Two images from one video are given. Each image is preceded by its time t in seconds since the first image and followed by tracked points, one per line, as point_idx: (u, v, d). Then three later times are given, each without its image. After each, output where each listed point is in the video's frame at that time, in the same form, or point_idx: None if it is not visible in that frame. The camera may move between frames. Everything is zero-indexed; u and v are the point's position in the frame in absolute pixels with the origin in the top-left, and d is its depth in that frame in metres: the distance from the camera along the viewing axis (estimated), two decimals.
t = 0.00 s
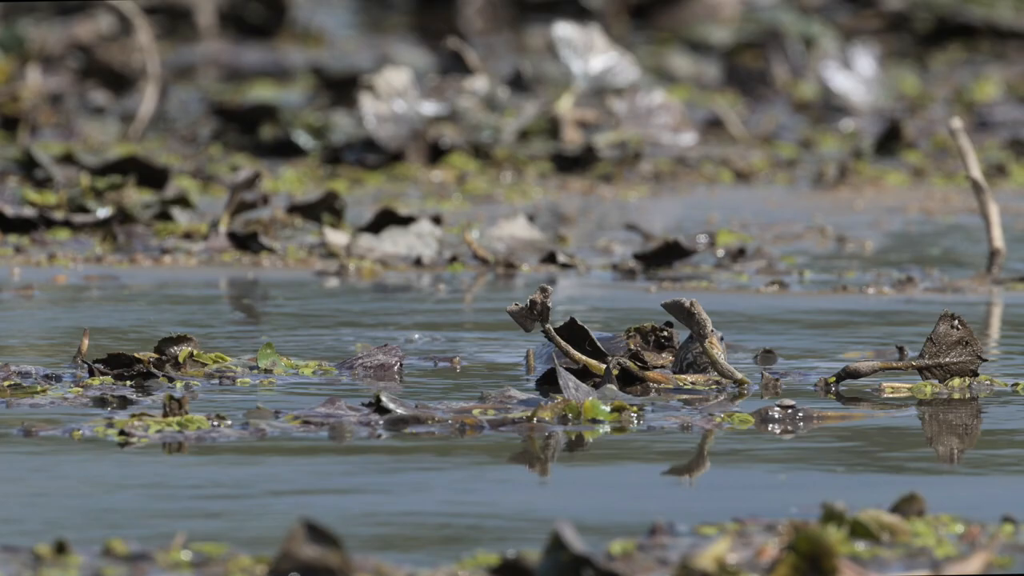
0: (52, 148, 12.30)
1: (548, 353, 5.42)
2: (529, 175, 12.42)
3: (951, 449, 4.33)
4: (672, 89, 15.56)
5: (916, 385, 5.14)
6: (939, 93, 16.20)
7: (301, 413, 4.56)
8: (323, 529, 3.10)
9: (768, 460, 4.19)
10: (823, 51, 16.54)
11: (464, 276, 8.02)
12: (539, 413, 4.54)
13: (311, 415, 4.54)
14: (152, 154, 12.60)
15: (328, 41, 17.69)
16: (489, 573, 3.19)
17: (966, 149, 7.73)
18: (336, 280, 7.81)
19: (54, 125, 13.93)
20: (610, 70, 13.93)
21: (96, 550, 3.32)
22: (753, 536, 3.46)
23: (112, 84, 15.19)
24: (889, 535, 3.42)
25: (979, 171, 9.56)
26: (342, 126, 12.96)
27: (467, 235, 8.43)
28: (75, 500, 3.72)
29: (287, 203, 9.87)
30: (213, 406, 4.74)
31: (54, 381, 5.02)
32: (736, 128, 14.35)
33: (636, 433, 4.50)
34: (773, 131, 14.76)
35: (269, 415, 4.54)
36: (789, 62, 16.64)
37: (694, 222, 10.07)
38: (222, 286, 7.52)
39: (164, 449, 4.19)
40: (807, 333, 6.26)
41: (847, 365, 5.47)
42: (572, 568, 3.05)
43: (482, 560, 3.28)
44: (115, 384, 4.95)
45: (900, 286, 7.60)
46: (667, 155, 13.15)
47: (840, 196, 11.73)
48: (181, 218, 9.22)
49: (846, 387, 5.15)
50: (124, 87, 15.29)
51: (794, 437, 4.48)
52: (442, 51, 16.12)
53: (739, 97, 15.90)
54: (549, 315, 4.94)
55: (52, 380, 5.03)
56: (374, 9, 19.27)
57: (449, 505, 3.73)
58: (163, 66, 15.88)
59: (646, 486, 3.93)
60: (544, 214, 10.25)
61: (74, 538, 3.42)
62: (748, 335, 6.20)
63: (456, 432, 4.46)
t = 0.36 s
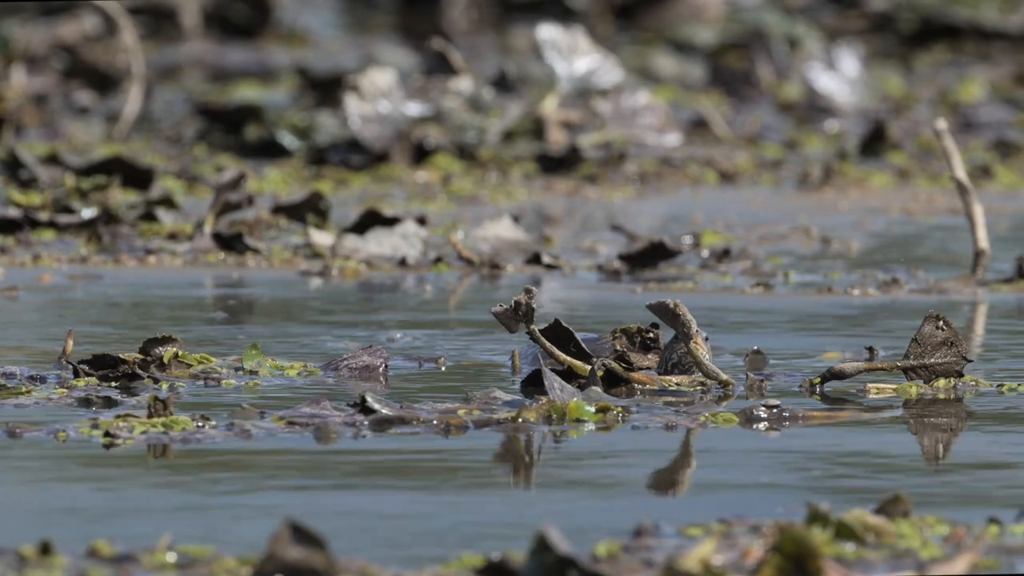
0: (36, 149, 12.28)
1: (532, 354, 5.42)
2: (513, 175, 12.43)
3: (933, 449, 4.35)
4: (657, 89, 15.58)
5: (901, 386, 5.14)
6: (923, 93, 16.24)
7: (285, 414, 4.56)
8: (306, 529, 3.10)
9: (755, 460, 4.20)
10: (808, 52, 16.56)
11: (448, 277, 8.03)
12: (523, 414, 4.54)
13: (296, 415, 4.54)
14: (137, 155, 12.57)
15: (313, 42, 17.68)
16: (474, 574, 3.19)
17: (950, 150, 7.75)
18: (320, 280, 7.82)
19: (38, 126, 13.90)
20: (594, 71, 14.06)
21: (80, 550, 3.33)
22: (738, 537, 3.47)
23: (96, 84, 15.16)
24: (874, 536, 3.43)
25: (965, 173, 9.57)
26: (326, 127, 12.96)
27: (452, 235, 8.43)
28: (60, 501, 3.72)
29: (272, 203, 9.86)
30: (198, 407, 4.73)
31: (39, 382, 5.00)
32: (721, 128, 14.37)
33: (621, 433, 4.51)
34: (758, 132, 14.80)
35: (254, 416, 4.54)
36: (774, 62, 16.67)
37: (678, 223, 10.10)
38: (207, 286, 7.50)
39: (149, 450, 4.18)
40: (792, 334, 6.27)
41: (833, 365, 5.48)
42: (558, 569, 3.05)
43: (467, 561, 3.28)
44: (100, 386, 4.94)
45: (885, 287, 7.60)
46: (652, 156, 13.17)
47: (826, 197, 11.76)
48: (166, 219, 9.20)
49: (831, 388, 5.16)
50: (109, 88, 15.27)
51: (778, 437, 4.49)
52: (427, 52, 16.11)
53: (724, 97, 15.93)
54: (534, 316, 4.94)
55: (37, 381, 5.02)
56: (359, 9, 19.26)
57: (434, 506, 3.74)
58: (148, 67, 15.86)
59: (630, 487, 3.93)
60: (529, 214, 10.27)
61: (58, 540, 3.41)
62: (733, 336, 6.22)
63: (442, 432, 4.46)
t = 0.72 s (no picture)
0: (28, 151, 12.26)
1: (525, 354, 5.43)
2: (506, 177, 12.44)
3: (928, 448, 4.37)
4: (649, 91, 15.59)
5: (894, 386, 5.15)
6: (915, 94, 16.26)
7: (278, 415, 4.55)
8: (300, 532, 3.10)
9: (748, 461, 4.21)
10: (800, 53, 16.57)
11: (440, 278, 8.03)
12: (516, 415, 4.55)
13: (289, 416, 4.54)
14: (129, 156, 12.57)
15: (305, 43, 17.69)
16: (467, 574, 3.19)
17: (943, 151, 7.76)
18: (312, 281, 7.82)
19: (31, 127, 13.89)
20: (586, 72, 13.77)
21: (73, 551, 3.33)
22: (731, 537, 3.47)
23: (89, 87, 15.16)
24: (866, 537, 3.44)
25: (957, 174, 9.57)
26: (319, 129, 12.96)
27: (445, 237, 8.43)
28: (52, 502, 3.72)
29: (264, 204, 9.86)
30: (191, 408, 4.73)
31: (32, 384, 5.00)
32: (713, 129, 14.39)
33: (613, 434, 4.51)
34: (750, 133, 14.81)
35: (247, 417, 4.54)
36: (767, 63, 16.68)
37: (671, 224, 10.10)
38: (199, 288, 7.50)
39: (142, 452, 4.18)
40: (784, 335, 6.27)
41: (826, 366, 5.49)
42: (550, 570, 3.05)
43: (460, 562, 3.28)
44: (93, 388, 4.93)
45: (877, 289, 7.60)
46: (644, 157, 13.19)
47: (818, 198, 11.77)
48: (158, 220, 9.19)
49: (823, 389, 5.17)
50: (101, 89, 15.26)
51: (771, 438, 4.50)
52: (419, 53, 16.12)
53: (716, 98, 15.94)
54: (526, 316, 4.94)
55: (30, 383, 5.01)
56: (352, 10, 19.26)
57: (429, 506, 3.74)
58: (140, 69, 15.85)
59: (624, 486, 3.95)
60: (522, 216, 10.27)
61: (51, 541, 3.41)
62: (724, 336, 6.23)
63: (435, 433, 4.46)
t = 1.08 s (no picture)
0: (26, 151, 12.27)
1: (524, 355, 5.43)
2: (504, 177, 12.44)
3: (927, 448, 4.38)
4: (647, 92, 15.59)
5: (892, 387, 5.15)
6: (914, 95, 16.26)
7: (276, 416, 4.55)
8: (299, 533, 3.10)
9: (745, 462, 4.21)
10: (799, 54, 16.57)
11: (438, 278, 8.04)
12: (515, 415, 4.54)
13: (287, 417, 4.53)
14: (127, 157, 12.57)
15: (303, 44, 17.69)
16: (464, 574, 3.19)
17: (941, 151, 7.76)
18: (311, 282, 7.81)
19: (30, 127, 13.89)
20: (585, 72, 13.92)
21: (71, 551, 3.33)
22: (729, 537, 3.48)
23: (87, 87, 15.15)
24: (864, 537, 3.44)
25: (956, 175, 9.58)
26: (317, 129, 12.95)
27: (443, 237, 8.44)
28: (51, 502, 3.72)
29: (262, 205, 9.87)
30: (188, 408, 4.73)
31: (30, 384, 5.00)
32: (711, 129, 14.40)
33: (611, 435, 4.51)
34: (748, 133, 14.81)
35: (245, 417, 4.54)
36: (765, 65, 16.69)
37: (670, 224, 10.10)
38: (197, 288, 7.50)
39: (140, 452, 4.19)
40: (782, 335, 6.27)
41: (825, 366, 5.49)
42: (548, 570, 3.05)
43: (458, 563, 3.28)
44: (91, 388, 4.93)
45: (876, 289, 7.60)
46: (643, 157, 13.20)
47: (817, 198, 11.77)
48: (156, 221, 9.19)
49: (822, 389, 5.17)
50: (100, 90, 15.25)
51: (770, 439, 4.50)
52: (418, 53, 16.13)
53: (714, 99, 15.95)
54: (524, 317, 4.94)
55: (28, 383, 5.01)
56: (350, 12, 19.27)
57: (428, 507, 3.74)
58: (139, 70, 15.85)
59: (621, 487, 3.95)
60: (520, 216, 10.27)
61: (49, 541, 3.41)
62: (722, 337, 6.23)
63: (432, 434, 4.46)
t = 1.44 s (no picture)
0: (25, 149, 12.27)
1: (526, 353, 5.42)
2: (503, 176, 12.44)
3: (927, 447, 4.37)
4: (646, 90, 15.59)
5: (891, 386, 5.15)
6: (914, 94, 16.25)
7: (276, 414, 4.55)
8: (298, 529, 3.10)
9: (743, 460, 4.21)
10: (798, 52, 16.57)
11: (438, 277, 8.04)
12: (514, 414, 4.54)
13: (287, 416, 4.54)
14: (126, 155, 12.58)
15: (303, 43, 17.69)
16: (464, 574, 3.19)
17: (940, 150, 7.76)
18: (309, 281, 7.81)
19: (29, 126, 13.88)
20: (583, 71, 13.97)
21: (71, 550, 3.33)
22: (729, 537, 3.47)
23: (87, 85, 15.15)
24: (864, 536, 3.44)
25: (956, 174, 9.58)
26: (317, 127, 12.94)
27: (443, 236, 8.43)
28: (51, 502, 3.71)
29: (262, 204, 9.87)
30: (189, 407, 4.73)
31: (29, 383, 5.00)
32: (711, 128, 14.41)
33: (611, 434, 4.51)
34: (748, 132, 14.81)
35: (245, 416, 4.53)
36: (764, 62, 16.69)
37: (669, 223, 10.09)
38: (197, 287, 7.50)
39: (140, 450, 4.19)
40: (781, 334, 6.27)
41: (824, 366, 5.48)
42: (549, 569, 3.05)
43: (457, 562, 3.28)
44: (91, 386, 4.94)
45: (875, 288, 7.60)
46: (642, 156, 13.20)
47: (816, 197, 11.76)
48: (155, 219, 9.19)
49: (822, 389, 5.17)
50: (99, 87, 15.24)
51: (769, 438, 4.49)
52: (417, 52, 16.13)
53: (713, 97, 15.93)
54: (524, 315, 4.93)
55: (28, 382, 5.01)
56: (350, 10, 19.25)
57: (427, 507, 3.73)
58: (138, 68, 15.84)
59: (623, 485, 3.95)
60: (519, 214, 10.27)
61: (50, 540, 3.41)
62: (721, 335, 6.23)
63: (432, 433, 4.46)
